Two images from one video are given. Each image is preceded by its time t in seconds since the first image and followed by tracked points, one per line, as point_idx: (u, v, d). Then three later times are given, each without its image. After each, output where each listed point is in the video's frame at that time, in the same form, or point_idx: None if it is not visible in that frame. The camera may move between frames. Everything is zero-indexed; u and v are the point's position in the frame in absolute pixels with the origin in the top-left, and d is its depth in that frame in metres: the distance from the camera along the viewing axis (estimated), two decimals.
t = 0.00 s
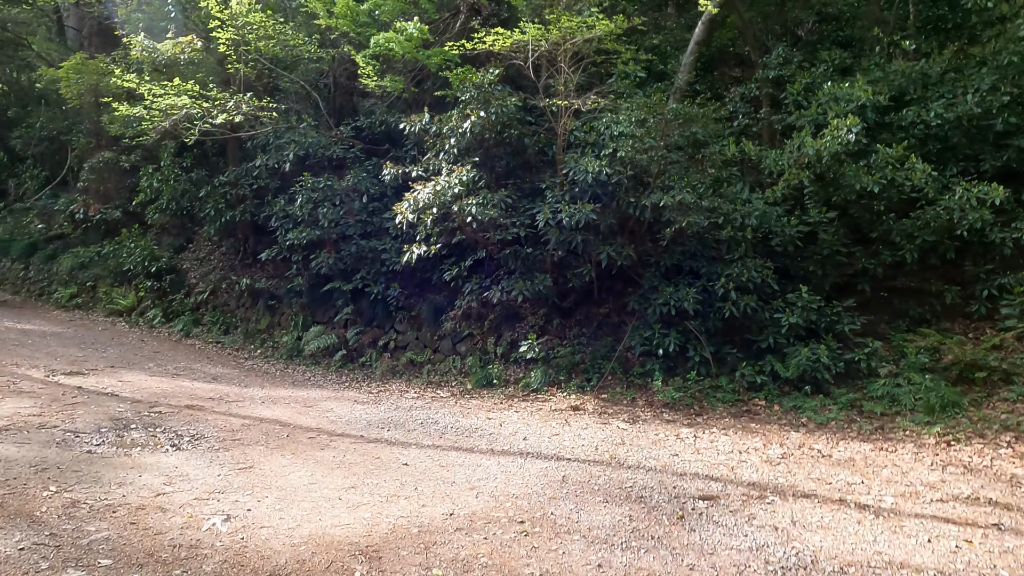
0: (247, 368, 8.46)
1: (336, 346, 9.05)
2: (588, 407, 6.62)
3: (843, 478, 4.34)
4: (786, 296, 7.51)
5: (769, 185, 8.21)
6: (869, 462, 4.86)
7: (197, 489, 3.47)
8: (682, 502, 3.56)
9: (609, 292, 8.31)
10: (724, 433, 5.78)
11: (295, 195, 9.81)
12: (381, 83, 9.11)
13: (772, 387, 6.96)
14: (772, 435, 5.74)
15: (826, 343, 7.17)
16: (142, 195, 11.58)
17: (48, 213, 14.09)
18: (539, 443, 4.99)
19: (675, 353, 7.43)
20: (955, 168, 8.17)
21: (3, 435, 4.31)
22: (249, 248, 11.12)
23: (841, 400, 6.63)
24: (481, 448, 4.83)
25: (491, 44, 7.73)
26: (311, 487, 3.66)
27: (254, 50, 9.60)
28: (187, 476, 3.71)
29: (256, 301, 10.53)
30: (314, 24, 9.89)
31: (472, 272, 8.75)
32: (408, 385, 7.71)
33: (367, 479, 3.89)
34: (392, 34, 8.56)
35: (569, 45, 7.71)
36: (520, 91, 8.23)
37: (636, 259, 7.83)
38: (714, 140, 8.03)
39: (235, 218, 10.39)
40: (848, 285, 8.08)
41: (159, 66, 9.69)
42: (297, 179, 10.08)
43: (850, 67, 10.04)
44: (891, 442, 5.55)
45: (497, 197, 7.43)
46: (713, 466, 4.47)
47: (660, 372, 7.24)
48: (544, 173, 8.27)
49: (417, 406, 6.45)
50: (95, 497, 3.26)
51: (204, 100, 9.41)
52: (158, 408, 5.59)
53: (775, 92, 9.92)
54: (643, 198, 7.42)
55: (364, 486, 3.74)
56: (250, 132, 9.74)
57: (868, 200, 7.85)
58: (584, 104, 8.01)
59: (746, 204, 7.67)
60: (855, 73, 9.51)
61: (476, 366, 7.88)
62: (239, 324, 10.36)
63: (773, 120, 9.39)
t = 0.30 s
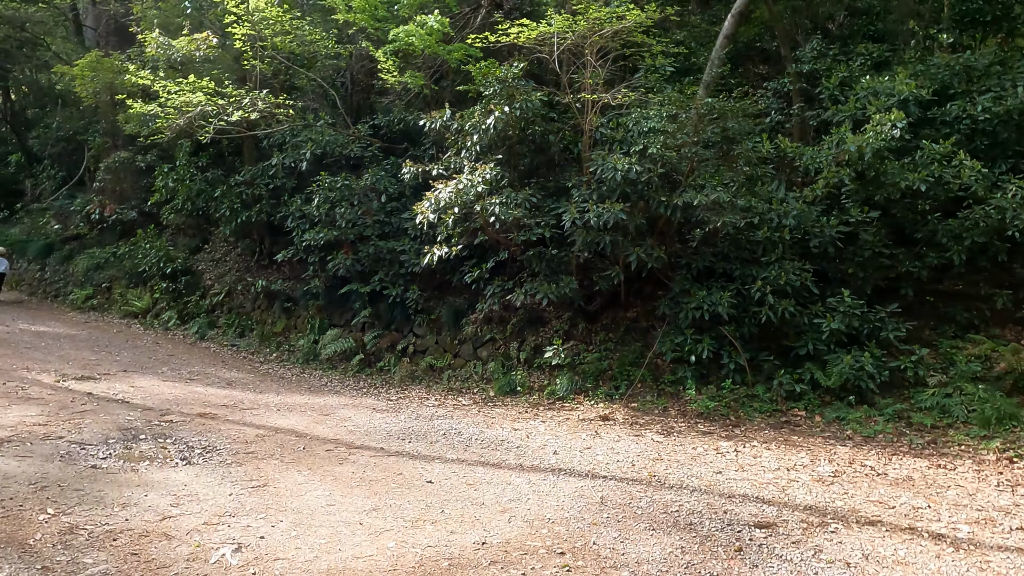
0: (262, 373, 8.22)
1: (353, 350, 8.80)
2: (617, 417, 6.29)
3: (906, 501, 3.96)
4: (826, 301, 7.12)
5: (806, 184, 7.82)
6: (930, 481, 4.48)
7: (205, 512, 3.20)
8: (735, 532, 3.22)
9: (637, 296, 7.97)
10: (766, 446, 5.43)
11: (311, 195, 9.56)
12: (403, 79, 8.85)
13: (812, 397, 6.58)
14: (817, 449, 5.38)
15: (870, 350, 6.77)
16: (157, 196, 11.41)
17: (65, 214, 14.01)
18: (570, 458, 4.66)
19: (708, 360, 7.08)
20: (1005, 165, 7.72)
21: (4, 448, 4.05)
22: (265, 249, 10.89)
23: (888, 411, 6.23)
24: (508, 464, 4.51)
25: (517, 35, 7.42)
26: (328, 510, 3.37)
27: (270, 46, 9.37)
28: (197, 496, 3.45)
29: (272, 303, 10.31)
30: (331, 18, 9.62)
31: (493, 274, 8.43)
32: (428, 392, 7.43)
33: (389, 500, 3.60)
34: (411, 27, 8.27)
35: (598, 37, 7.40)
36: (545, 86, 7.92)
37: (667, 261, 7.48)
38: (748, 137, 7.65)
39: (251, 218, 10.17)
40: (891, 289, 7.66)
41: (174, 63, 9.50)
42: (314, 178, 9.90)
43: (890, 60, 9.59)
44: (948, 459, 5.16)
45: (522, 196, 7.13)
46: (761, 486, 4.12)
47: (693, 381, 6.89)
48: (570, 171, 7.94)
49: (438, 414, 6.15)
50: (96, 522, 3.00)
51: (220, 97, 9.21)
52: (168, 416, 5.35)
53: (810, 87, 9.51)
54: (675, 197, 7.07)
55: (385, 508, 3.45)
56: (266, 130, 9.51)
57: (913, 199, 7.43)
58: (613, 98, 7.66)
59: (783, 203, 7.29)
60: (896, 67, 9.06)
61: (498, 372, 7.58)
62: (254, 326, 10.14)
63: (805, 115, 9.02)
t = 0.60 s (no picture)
0: (277, 378, 7.98)
1: (371, 355, 8.52)
2: (649, 428, 5.95)
3: (981, 529, 3.58)
4: (871, 306, 6.71)
5: (846, 182, 7.41)
6: (1000, 505, 4.09)
7: (210, 540, 2.96)
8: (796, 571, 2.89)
9: (667, 300, 7.60)
10: (812, 462, 5.05)
11: (328, 195, 9.31)
12: (423, 74, 8.58)
13: (857, 408, 6.19)
14: (868, 466, 4.99)
15: (919, 358, 6.35)
16: (173, 197, 11.24)
17: (82, 216, 13.93)
18: (605, 476, 4.33)
19: (743, 368, 6.71)
20: None
21: (2, 462, 3.80)
22: (281, 250, 10.66)
23: (941, 424, 5.82)
24: (537, 481, 4.19)
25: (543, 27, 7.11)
26: (345, 538, 3.08)
27: (287, 42, 9.14)
28: (203, 520, 3.18)
29: (287, 306, 10.07)
30: (349, 14, 9.37)
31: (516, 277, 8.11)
32: (449, 399, 7.13)
33: (412, 526, 3.32)
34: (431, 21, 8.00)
35: (627, 28, 7.06)
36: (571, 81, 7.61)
37: (699, 264, 7.11)
38: (785, 132, 7.26)
39: (267, 220, 9.95)
40: (938, 293, 7.23)
41: (189, 60, 9.31)
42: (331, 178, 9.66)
43: (932, 52, 9.13)
44: (1014, 478, 4.75)
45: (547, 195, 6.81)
46: (817, 510, 3.76)
47: (728, 390, 6.52)
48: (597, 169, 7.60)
49: (460, 425, 5.85)
50: (91, 555, 2.75)
51: (236, 95, 9.00)
52: (178, 426, 5.10)
53: (847, 81, 9.09)
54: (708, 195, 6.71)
55: (408, 536, 3.15)
56: (283, 129, 9.29)
57: (962, 198, 7.00)
58: (642, 93, 7.32)
59: (823, 202, 6.90)
60: (939, 59, 8.62)
61: (522, 380, 7.27)
62: (270, 330, 9.92)
63: (841, 110, 8.63)
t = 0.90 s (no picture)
0: (297, 382, 7.74)
1: (393, 358, 8.26)
2: (687, 440, 5.59)
3: None
4: (924, 310, 6.28)
5: (895, 178, 6.98)
6: None
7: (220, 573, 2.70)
8: None
9: (703, 303, 7.23)
10: (869, 480, 4.66)
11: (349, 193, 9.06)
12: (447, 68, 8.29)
13: (911, 420, 5.77)
14: (931, 485, 4.59)
15: (979, 367, 5.91)
16: (193, 196, 11.09)
17: (103, 216, 13.86)
18: (647, 496, 3.99)
19: (786, 375, 6.32)
20: None
21: (3, 477, 3.56)
22: (301, 251, 10.44)
23: (1005, 439, 5.38)
24: (574, 501, 3.86)
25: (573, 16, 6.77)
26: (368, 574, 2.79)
27: (307, 37, 8.91)
28: (214, 549, 2.91)
29: (307, 308, 9.85)
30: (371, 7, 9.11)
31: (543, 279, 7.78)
32: (474, 406, 6.83)
33: (441, 556, 3.03)
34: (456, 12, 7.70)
35: (663, 15, 6.69)
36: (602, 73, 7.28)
37: (738, 265, 6.73)
38: (831, 126, 6.85)
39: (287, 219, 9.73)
40: (996, 297, 6.76)
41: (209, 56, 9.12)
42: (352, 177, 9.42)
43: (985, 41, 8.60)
44: None
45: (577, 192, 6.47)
46: (887, 540, 3.40)
47: (770, 399, 6.14)
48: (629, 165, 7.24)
49: (486, 435, 5.53)
50: None
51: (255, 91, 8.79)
52: (192, 435, 4.85)
53: (891, 74, 8.64)
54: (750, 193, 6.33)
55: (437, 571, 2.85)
56: (303, 126, 9.06)
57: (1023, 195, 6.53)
58: (678, 85, 6.95)
59: (872, 200, 6.48)
60: (992, 48, 8.11)
61: (550, 386, 6.95)
62: (290, 332, 9.70)
63: (885, 104, 8.23)
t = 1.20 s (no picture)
0: (321, 385, 7.51)
1: (419, 361, 7.99)
2: (734, 452, 5.23)
3: None
4: (990, 314, 5.82)
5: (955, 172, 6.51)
6: None
7: None
8: None
9: (746, 306, 6.84)
10: (939, 500, 4.26)
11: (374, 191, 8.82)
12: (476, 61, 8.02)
13: (978, 432, 5.33)
14: (1010, 507, 4.17)
15: None
16: (218, 195, 10.97)
17: (131, 215, 13.85)
18: (700, 517, 3.64)
19: (839, 382, 5.92)
20: None
21: (12, 489, 3.35)
22: (326, 250, 10.25)
23: None
24: (619, 523, 3.53)
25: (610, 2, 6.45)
26: None
27: (332, 31, 8.70)
28: None
29: (332, 308, 9.64)
30: None
31: (577, 279, 7.45)
32: (505, 412, 6.53)
33: None
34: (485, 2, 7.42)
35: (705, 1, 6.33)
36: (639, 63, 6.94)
37: (786, 265, 6.33)
38: (886, 116, 6.41)
39: (312, 218, 9.53)
40: None
41: (233, 52, 8.96)
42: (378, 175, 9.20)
43: None
44: None
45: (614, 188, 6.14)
46: None
47: (822, 408, 5.74)
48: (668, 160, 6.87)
49: (518, 445, 5.23)
50: None
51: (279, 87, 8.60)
52: (211, 443, 4.62)
53: (946, 63, 8.14)
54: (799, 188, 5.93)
55: None
56: (328, 122, 8.84)
57: None
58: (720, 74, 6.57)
59: (931, 195, 6.04)
60: None
61: (584, 392, 6.62)
62: (315, 333, 9.50)
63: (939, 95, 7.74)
